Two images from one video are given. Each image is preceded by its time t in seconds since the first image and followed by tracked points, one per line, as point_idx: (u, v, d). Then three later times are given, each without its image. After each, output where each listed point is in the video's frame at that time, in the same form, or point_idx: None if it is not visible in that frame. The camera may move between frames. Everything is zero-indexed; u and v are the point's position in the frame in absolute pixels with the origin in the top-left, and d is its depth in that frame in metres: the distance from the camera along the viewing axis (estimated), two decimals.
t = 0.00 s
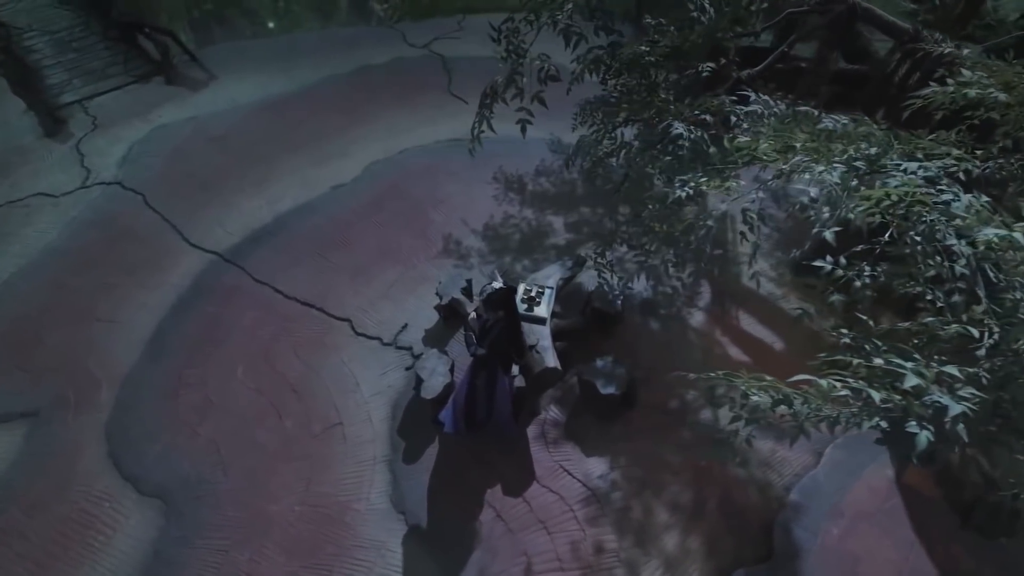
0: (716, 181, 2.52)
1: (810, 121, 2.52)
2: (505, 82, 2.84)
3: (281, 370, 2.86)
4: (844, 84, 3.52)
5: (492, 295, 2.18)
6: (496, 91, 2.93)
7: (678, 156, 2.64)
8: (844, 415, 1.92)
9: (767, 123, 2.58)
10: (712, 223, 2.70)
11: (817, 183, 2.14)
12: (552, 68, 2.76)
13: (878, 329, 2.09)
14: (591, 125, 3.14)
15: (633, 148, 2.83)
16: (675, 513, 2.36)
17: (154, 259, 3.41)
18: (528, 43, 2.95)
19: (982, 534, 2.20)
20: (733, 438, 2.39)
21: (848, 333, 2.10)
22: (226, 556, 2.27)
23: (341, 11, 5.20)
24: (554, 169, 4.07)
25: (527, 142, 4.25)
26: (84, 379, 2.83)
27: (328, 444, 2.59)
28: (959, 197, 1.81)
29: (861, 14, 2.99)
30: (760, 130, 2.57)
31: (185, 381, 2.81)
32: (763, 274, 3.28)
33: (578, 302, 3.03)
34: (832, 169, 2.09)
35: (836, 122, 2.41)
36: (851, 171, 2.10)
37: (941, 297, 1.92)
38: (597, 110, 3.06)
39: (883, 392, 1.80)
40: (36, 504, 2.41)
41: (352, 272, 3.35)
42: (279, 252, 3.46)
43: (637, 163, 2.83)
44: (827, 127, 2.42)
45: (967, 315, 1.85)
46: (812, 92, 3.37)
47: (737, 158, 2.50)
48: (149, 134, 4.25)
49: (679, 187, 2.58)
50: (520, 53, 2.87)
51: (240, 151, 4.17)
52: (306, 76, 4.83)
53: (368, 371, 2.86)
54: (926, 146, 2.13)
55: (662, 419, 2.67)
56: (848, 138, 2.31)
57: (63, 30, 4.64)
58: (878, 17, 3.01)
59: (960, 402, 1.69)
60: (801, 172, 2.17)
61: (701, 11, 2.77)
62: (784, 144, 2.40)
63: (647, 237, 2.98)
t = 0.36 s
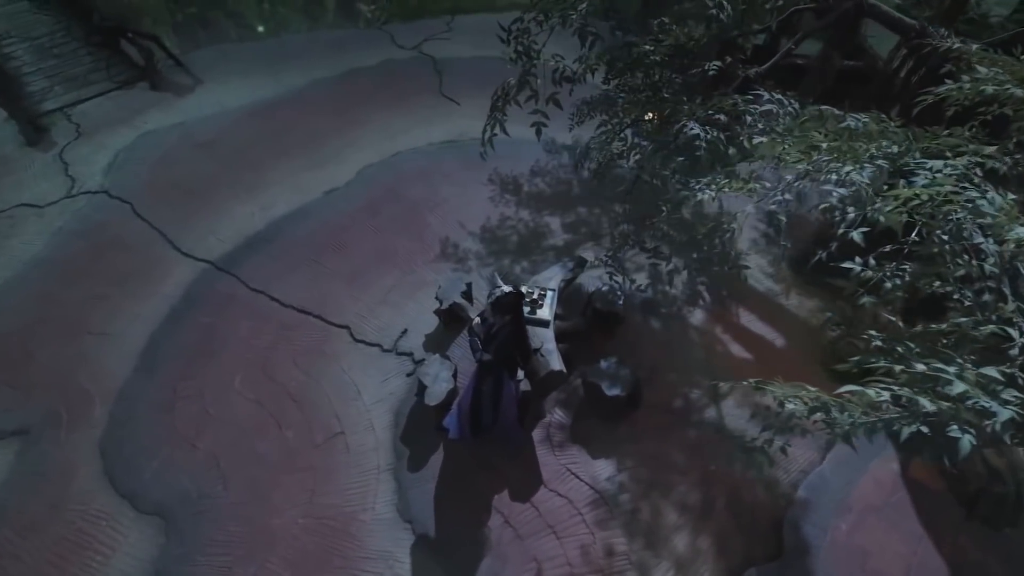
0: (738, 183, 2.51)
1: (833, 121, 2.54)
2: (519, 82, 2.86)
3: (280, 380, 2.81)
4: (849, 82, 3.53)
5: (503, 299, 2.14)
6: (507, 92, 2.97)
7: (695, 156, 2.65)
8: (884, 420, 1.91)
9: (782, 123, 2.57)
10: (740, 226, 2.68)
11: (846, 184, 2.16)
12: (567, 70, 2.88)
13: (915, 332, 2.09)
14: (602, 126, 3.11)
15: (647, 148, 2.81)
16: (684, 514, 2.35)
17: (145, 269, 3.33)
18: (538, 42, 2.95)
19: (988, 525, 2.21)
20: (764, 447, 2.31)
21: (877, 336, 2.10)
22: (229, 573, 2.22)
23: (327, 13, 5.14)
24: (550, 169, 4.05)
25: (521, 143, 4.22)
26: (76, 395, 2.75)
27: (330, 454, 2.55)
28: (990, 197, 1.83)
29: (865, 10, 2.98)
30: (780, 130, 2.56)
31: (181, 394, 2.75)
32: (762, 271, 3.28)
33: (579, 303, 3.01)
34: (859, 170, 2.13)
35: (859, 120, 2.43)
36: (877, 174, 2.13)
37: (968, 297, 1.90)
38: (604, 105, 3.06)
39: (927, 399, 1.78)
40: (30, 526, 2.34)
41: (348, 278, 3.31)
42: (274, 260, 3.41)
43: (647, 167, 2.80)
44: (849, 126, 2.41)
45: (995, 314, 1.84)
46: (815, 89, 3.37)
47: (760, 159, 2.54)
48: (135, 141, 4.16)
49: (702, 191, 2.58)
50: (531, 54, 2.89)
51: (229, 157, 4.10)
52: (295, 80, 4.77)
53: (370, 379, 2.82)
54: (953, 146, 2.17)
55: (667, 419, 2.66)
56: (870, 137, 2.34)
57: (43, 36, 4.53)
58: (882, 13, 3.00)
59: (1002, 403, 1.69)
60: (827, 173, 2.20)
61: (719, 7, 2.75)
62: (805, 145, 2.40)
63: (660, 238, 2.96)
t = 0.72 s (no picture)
0: (758, 186, 2.50)
1: (851, 121, 2.53)
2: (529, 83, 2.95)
3: (278, 390, 2.76)
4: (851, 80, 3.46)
5: (510, 303, 2.13)
6: (518, 96, 3.09)
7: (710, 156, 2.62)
8: (918, 424, 1.91)
9: (795, 122, 2.57)
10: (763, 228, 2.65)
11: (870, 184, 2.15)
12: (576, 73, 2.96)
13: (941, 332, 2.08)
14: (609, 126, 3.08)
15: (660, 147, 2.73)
16: (691, 514, 2.35)
17: (134, 280, 3.26)
18: (546, 43, 3.05)
19: (991, 516, 2.23)
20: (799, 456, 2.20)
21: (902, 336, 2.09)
22: None
23: (313, 15, 5.09)
24: (544, 169, 4.03)
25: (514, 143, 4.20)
26: (67, 411, 2.69)
27: (332, 464, 2.50)
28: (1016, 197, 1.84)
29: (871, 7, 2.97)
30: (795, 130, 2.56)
31: (176, 407, 2.69)
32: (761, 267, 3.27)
33: (579, 304, 2.98)
34: (883, 170, 2.13)
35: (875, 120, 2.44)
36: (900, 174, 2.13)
37: (993, 297, 1.92)
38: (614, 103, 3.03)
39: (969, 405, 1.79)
40: (23, 548, 2.28)
41: (344, 284, 3.26)
42: (267, 267, 3.34)
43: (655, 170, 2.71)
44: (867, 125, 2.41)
45: (1020, 314, 1.87)
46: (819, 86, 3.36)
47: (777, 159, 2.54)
48: (120, 148, 4.07)
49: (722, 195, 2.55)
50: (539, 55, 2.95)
51: (216, 163, 4.02)
52: (282, 83, 4.70)
53: (369, 386, 2.78)
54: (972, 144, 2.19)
55: (671, 419, 2.65)
56: (887, 137, 2.34)
57: (23, 43, 4.45)
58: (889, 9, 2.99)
59: None
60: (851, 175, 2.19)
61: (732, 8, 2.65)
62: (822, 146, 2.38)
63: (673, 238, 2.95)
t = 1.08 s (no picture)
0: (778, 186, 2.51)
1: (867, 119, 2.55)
2: (540, 85, 3.05)
3: (274, 401, 2.71)
4: (847, 79, 3.36)
5: (514, 308, 2.10)
6: (527, 99, 3.15)
7: (724, 156, 2.66)
8: (955, 425, 1.88)
9: (807, 121, 2.59)
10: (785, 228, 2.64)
11: (896, 182, 2.16)
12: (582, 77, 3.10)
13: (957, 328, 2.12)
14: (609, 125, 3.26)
15: (669, 147, 2.78)
16: (698, 513, 2.35)
17: (121, 293, 3.18)
18: (555, 45, 3.12)
19: (993, 503, 2.26)
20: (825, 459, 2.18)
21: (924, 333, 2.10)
22: None
23: (295, 18, 5.00)
24: (536, 170, 4.00)
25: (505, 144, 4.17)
26: (56, 431, 2.62)
27: (334, 475, 2.46)
28: None
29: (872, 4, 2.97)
30: (808, 128, 2.58)
31: (170, 422, 2.64)
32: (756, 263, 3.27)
33: (579, 304, 2.97)
34: (908, 169, 2.15)
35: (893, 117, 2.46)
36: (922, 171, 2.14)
37: (1017, 292, 1.97)
38: (606, 102, 3.08)
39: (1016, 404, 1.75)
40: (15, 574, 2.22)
41: (337, 291, 3.20)
42: (259, 276, 3.28)
43: (662, 169, 2.81)
44: (884, 122, 2.43)
45: None
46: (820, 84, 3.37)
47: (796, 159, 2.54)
48: (100, 158, 3.96)
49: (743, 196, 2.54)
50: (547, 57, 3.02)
51: (201, 170, 3.93)
52: (266, 87, 4.62)
53: (369, 394, 2.74)
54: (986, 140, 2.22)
55: (674, 417, 2.65)
56: (904, 132, 2.37)
57: None
58: (890, 7, 2.99)
59: None
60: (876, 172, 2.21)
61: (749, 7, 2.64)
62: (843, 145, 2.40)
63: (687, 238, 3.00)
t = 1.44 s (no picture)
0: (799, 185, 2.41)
1: (883, 115, 2.51)
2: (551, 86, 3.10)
3: (271, 414, 2.65)
4: (843, 78, 3.31)
5: (522, 313, 2.09)
6: (541, 102, 3.20)
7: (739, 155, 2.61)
8: (998, 425, 1.84)
9: (821, 117, 2.54)
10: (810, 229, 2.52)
11: (921, 179, 2.10)
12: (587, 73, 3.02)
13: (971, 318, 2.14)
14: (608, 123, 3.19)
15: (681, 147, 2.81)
16: (706, 512, 2.35)
17: (107, 307, 3.09)
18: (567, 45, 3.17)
19: (994, 491, 2.28)
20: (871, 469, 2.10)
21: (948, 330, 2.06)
22: None
23: (277, 21, 4.92)
24: (529, 170, 3.97)
25: (496, 145, 4.14)
26: (45, 452, 2.54)
27: (336, 488, 2.41)
28: None
29: None
30: (822, 125, 2.53)
31: (163, 439, 2.57)
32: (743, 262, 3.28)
33: (578, 305, 2.95)
34: (934, 164, 2.08)
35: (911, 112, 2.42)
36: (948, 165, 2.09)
37: None
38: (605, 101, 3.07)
39: None
40: None
41: (332, 299, 3.15)
42: (250, 286, 3.20)
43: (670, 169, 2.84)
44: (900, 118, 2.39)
45: None
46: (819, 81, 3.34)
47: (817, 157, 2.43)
48: (81, 168, 3.85)
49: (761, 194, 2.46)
50: (558, 57, 3.08)
51: (187, 178, 3.84)
52: (249, 92, 4.53)
53: (368, 403, 2.69)
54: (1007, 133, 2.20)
55: (678, 416, 2.64)
56: (922, 128, 2.33)
57: None
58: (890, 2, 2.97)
59: None
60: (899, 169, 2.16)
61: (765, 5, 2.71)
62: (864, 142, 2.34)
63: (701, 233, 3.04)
